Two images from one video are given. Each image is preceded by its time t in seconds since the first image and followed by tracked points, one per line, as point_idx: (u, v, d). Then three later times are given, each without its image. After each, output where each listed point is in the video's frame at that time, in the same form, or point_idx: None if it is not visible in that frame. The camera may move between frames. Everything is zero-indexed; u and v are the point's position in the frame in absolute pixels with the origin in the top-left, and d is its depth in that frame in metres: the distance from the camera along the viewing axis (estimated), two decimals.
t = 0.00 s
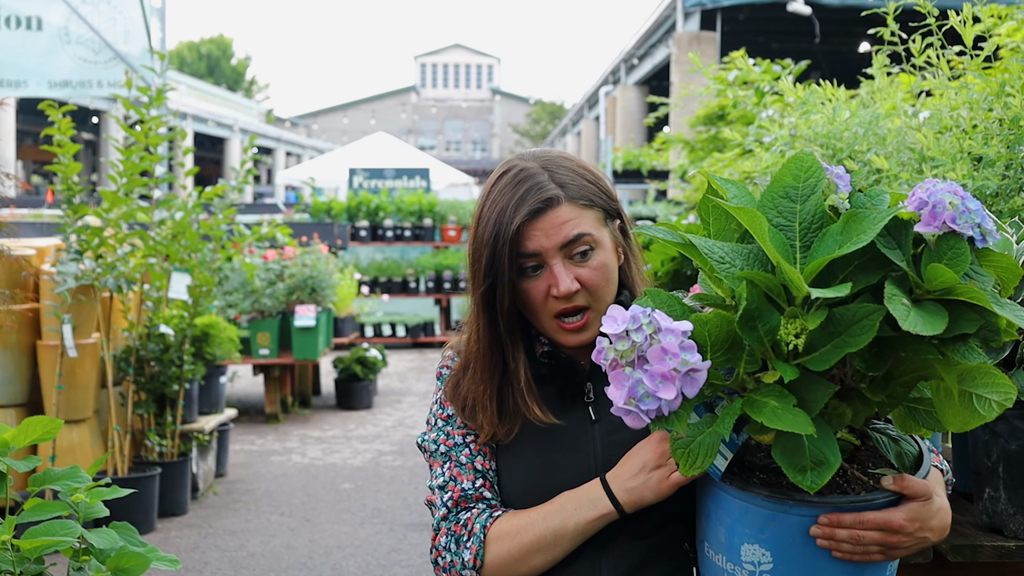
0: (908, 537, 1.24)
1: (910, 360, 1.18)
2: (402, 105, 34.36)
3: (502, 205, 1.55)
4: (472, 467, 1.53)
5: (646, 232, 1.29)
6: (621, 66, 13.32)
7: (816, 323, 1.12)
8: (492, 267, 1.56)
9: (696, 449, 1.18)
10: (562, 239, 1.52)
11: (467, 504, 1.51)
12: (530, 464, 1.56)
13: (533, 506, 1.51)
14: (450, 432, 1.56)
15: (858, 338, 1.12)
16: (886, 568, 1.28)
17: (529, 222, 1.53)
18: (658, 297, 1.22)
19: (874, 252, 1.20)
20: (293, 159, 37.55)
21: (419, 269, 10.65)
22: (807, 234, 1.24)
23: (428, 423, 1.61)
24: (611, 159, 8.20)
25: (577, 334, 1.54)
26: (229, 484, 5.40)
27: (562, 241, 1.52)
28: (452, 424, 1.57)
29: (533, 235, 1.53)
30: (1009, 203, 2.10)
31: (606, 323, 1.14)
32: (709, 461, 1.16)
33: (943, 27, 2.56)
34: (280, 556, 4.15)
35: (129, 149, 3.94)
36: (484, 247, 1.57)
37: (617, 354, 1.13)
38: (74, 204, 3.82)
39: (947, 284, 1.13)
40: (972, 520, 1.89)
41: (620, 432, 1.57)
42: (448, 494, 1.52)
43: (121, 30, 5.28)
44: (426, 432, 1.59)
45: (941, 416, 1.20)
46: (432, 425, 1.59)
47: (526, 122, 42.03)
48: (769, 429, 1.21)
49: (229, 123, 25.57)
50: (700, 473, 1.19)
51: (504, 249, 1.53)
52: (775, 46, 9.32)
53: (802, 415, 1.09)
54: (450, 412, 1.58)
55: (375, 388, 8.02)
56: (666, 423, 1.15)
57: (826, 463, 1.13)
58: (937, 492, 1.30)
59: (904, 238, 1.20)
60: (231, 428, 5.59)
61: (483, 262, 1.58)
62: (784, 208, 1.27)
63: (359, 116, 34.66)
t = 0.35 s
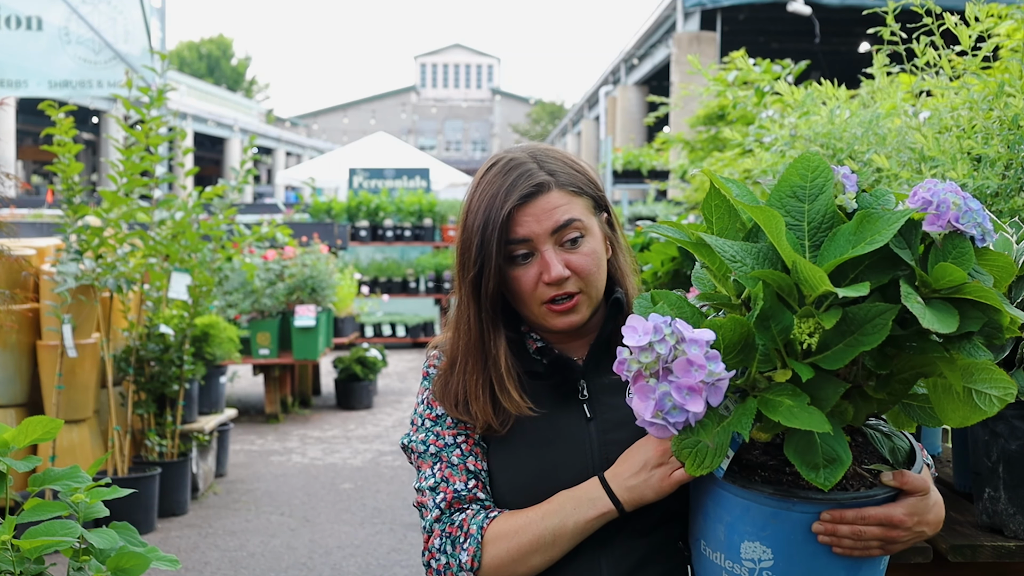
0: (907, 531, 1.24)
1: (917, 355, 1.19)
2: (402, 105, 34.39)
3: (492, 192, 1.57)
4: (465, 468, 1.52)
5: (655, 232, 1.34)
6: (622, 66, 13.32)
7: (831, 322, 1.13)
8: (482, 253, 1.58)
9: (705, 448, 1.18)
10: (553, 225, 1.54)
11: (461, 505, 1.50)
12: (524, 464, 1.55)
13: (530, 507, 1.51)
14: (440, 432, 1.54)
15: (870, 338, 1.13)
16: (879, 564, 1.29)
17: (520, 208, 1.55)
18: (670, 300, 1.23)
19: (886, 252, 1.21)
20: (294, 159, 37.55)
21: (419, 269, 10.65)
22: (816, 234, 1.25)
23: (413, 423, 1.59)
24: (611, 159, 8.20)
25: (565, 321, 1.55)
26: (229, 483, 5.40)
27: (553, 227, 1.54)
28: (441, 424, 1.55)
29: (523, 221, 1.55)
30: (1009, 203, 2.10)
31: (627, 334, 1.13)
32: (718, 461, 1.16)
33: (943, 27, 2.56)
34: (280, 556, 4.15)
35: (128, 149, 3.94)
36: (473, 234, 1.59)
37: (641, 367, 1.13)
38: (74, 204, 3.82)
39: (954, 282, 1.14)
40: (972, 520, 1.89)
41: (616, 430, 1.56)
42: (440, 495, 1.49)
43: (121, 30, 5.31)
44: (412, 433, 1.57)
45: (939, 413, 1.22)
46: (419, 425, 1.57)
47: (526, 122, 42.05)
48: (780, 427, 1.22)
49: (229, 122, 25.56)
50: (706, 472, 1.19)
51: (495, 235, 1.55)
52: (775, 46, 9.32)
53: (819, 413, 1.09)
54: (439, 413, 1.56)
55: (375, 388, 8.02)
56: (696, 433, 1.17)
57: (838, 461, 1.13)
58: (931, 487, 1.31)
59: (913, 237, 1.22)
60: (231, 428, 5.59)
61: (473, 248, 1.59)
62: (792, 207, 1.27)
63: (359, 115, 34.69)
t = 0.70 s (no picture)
0: (888, 521, 1.26)
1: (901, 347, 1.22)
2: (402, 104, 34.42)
3: (472, 185, 1.57)
4: (444, 469, 1.50)
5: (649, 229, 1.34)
6: (621, 66, 13.33)
7: (829, 316, 1.14)
8: (459, 246, 1.57)
9: (696, 443, 1.17)
10: (532, 218, 1.54)
11: (442, 507, 1.47)
12: (505, 463, 1.55)
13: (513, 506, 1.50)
14: (417, 433, 1.52)
15: (865, 331, 1.14)
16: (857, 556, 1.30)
17: (499, 200, 1.55)
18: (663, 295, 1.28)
19: (875, 247, 1.21)
20: (294, 159, 37.54)
21: (419, 268, 10.64)
22: (805, 229, 1.25)
23: (384, 426, 1.56)
24: (611, 159, 8.21)
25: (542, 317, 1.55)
26: (229, 484, 5.41)
27: (531, 221, 1.53)
28: (418, 426, 1.53)
29: (502, 214, 1.54)
30: (1009, 203, 2.12)
31: (633, 312, 1.13)
32: (712, 455, 1.16)
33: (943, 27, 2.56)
34: (280, 556, 4.15)
35: (129, 149, 3.94)
36: (451, 227, 1.58)
37: (646, 344, 1.12)
38: (74, 204, 3.82)
39: (941, 276, 1.15)
40: (972, 520, 1.89)
41: (596, 428, 1.58)
42: (420, 498, 1.46)
43: (121, 30, 5.30)
44: (384, 436, 1.54)
45: (918, 403, 1.25)
46: (392, 427, 1.54)
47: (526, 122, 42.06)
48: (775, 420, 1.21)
49: (229, 122, 25.56)
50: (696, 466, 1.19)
51: (473, 227, 1.54)
52: (775, 46, 9.33)
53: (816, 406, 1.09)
54: (415, 414, 1.54)
55: (375, 388, 8.02)
56: (700, 413, 1.15)
57: (832, 453, 1.13)
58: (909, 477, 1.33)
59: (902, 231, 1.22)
60: (231, 428, 5.59)
61: (451, 242, 1.58)
62: (780, 203, 1.27)
63: (359, 115, 34.75)
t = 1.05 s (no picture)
0: (861, 517, 1.27)
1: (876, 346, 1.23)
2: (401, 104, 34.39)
3: (432, 187, 1.56)
4: (416, 467, 1.49)
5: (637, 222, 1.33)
6: (622, 66, 13.33)
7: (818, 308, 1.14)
8: (419, 248, 1.56)
9: (680, 436, 1.17)
10: (493, 221, 1.53)
11: (416, 506, 1.46)
12: (478, 460, 1.54)
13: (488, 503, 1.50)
14: (388, 432, 1.51)
15: (851, 325, 1.14)
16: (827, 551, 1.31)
17: (459, 203, 1.54)
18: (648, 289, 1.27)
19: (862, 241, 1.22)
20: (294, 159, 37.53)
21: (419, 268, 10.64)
22: (792, 224, 1.25)
23: (351, 425, 1.54)
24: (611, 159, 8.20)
25: (501, 318, 1.56)
26: (229, 483, 5.41)
27: (491, 224, 1.53)
28: (388, 425, 1.51)
29: (463, 216, 1.54)
30: (1009, 203, 2.13)
31: (630, 300, 1.12)
32: (695, 448, 1.15)
33: (943, 27, 2.56)
34: (280, 556, 4.15)
35: (129, 149, 3.94)
36: (411, 228, 1.57)
37: (643, 330, 1.12)
38: (74, 204, 3.82)
39: (924, 273, 1.17)
40: (972, 520, 1.89)
41: (569, 425, 1.59)
42: (393, 496, 1.45)
43: (121, 30, 5.29)
44: (351, 435, 1.52)
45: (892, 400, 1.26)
46: (360, 426, 1.53)
47: (526, 122, 42.07)
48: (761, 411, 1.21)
49: (229, 122, 25.57)
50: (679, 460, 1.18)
51: (433, 230, 1.53)
52: (775, 46, 9.33)
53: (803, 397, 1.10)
54: (385, 412, 1.53)
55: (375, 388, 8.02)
56: (695, 399, 1.14)
57: (816, 446, 1.14)
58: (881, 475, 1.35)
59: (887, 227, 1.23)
60: (231, 428, 5.59)
61: (411, 243, 1.57)
62: (766, 197, 1.27)
63: (358, 115, 34.76)
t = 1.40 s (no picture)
0: (831, 518, 1.30)
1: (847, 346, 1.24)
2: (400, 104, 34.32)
3: (395, 182, 1.58)
4: (385, 468, 1.48)
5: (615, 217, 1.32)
6: (622, 66, 13.33)
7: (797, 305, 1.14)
8: (379, 243, 1.59)
9: (655, 434, 1.16)
10: (451, 220, 1.55)
11: (385, 507, 1.45)
12: (446, 459, 1.54)
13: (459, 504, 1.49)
14: (355, 432, 1.50)
15: (828, 323, 1.15)
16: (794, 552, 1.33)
17: (420, 199, 1.55)
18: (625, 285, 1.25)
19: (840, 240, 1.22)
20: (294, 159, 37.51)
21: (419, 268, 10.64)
22: (770, 222, 1.25)
23: (317, 426, 1.53)
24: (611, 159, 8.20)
25: (458, 316, 1.56)
26: (229, 483, 5.41)
27: (450, 223, 1.54)
28: (355, 425, 1.51)
29: (422, 214, 1.55)
30: (1009, 203, 2.13)
31: (612, 300, 1.12)
32: (671, 446, 1.15)
33: (943, 27, 2.56)
34: (280, 556, 4.15)
35: (129, 149, 3.94)
36: (374, 222, 1.59)
37: (625, 331, 1.12)
38: (74, 204, 3.82)
39: (898, 272, 1.18)
40: (972, 520, 1.89)
41: (538, 425, 1.59)
42: (361, 497, 1.44)
43: (121, 30, 5.29)
44: (317, 436, 1.51)
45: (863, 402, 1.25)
46: (327, 427, 1.51)
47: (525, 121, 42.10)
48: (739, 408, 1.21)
49: (228, 122, 25.57)
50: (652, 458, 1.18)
51: (392, 226, 1.56)
52: (775, 46, 9.33)
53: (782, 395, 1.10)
54: (353, 412, 1.52)
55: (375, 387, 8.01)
56: (673, 401, 1.15)
57: (792, 444, 1.14)
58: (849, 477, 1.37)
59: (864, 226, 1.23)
60: (231, 428, 5.59)
61: (373, 237, 1.60)
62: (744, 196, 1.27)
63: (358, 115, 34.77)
